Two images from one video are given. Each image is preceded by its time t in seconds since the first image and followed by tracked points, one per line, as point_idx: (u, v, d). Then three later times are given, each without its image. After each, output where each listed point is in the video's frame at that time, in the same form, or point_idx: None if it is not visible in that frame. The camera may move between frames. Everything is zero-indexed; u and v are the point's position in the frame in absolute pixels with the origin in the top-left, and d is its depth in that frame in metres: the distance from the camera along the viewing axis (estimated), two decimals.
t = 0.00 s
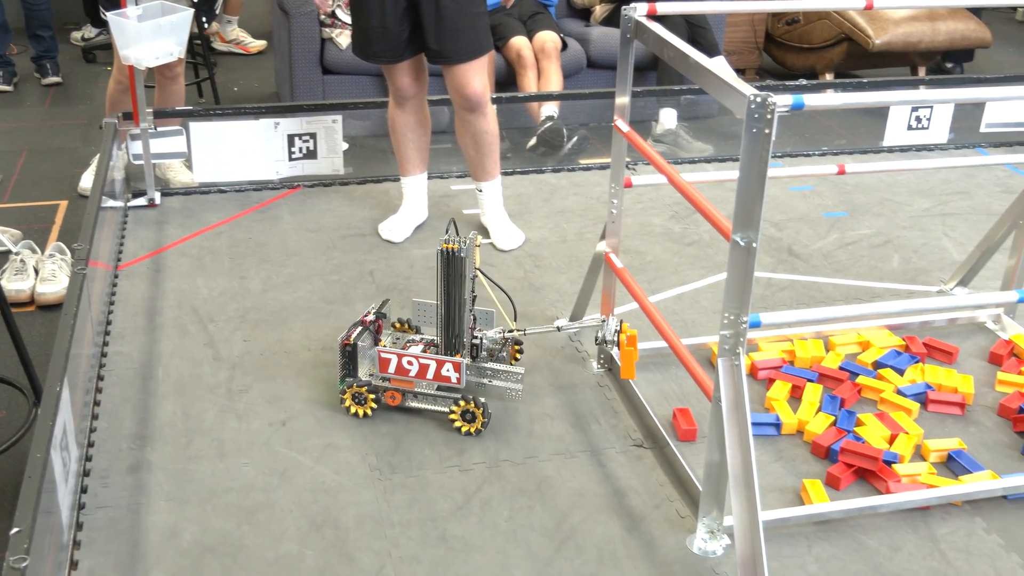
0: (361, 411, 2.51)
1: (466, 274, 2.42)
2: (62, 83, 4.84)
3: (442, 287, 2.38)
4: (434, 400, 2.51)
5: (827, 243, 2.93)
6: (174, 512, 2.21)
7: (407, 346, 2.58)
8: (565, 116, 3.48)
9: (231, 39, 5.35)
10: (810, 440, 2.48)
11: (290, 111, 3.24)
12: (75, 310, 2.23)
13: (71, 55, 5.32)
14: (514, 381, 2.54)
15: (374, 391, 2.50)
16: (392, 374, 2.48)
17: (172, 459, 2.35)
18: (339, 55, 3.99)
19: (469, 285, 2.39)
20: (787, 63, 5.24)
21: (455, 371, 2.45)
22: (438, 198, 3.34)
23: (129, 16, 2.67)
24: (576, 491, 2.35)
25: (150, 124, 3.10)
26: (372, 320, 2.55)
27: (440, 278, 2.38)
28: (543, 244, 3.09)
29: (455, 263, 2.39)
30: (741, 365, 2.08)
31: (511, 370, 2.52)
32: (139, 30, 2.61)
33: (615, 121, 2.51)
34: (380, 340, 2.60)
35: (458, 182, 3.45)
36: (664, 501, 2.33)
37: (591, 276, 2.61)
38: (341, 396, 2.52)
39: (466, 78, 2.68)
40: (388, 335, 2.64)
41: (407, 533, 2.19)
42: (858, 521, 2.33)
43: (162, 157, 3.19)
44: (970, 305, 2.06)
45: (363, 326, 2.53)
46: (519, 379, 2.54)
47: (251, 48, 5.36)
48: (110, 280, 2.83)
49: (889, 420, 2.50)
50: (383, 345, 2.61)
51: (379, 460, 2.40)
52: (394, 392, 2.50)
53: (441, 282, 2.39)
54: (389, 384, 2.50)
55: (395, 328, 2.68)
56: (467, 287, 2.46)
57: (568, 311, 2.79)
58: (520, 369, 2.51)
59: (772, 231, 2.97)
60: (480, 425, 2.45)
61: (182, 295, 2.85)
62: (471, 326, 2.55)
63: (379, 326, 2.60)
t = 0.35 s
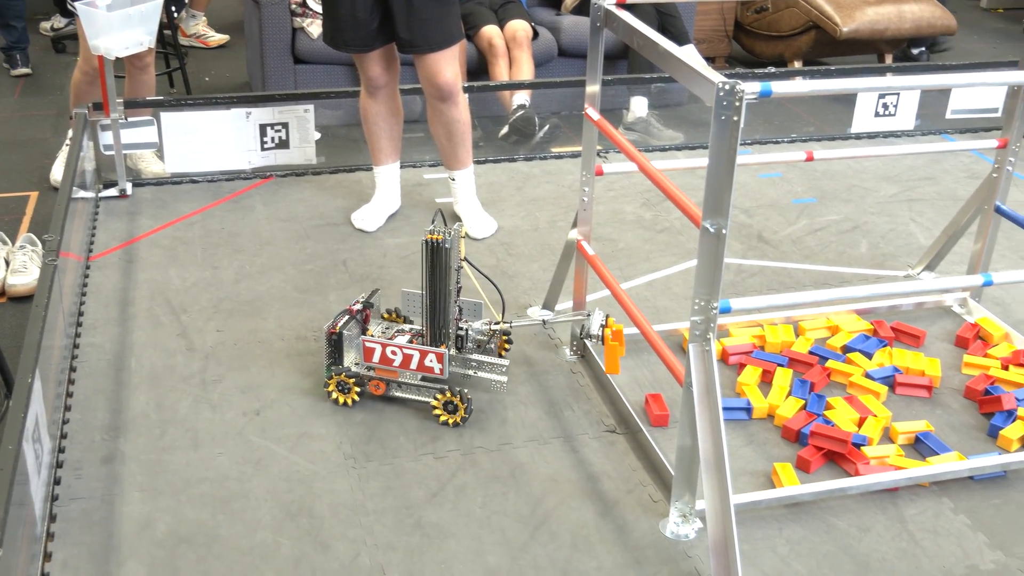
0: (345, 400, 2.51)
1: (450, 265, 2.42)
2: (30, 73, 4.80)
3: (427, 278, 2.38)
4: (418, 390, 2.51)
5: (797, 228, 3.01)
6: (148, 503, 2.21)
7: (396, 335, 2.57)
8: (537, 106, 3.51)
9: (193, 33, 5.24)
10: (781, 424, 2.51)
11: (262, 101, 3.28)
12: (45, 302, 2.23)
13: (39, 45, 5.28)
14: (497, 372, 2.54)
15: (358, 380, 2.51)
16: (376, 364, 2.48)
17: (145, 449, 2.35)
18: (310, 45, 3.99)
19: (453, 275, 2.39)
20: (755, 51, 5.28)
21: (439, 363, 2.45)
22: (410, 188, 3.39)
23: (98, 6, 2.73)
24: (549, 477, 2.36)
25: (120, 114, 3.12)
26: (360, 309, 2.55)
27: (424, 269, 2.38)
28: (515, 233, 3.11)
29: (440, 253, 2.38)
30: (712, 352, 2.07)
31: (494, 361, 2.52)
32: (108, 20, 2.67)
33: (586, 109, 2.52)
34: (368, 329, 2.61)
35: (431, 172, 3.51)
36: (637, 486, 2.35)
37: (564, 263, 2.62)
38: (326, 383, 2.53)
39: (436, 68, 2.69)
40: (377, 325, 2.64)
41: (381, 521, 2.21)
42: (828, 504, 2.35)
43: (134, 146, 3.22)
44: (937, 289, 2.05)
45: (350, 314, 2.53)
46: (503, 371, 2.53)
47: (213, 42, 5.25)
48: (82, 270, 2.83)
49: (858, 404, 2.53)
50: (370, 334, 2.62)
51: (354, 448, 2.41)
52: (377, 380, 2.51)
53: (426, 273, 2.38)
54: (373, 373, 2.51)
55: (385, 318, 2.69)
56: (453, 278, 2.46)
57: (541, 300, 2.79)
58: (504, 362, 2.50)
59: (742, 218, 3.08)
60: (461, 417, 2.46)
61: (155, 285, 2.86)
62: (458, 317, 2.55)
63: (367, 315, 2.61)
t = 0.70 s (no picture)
0: (335, 398, 2.51)
1: (444, 263, 2.41)
2: None
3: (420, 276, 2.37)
4: (410, 389, 2.50)
5: (765, 221, 3.05)
6: (116, 502, 2.19)
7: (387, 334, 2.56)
8: (505, 100, 3.54)
9: (158, 30, 5.21)
10: (749, 415, 2.52)
11: (227, 96, 3.26)
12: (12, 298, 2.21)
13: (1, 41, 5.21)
14: (490, 372, 2.54)
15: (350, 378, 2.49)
16: (367, 362, 2.47)
17: (113, 448, 2.33)
18: (277, 39, 3.97)
19: (445, 272, 2.38)
20: (722, 43, 5.30)
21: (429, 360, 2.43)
22: (378, 182, 3.39)
23: None
24: (520, 471, 2.37)
25: (85, 110, 3.08)
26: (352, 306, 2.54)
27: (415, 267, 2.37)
28: (485, 227, 3.11)
29: (433, 252, 2.37)
30: (681, 343, 2.07)
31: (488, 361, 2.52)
32: (72, 15, 2.66)
33: (554, 103, 2.52)
34: (359, 327, 2.59)
35: (399, 166, 3.52)
36: (607, 479, 2.36)
37: (533, 256, 2.63)
38: (316, 382, 2.52)
39: (404, 64, 2.68)
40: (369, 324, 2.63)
41: (352, 517, 2.20)
42: (797, 493, 2.37)
43: (98, 142, 3.18)
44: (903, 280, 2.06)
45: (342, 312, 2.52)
46: (495, 370, 2.53)
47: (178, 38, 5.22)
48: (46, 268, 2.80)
49: (826, 394, 2.55)
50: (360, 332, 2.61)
51: (324, 444, 2.40)
52: (369, 379, 2.49)
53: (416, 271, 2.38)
54: (365, 371, 2.50)
55: (377, 315, 2.68)
56: (445, 277, 2.45)
57: (510, 293, 2.81)
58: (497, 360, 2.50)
59: (710, 210, 3.09)
60: (451, 417, 2.44)
61: (121, 283, 2.83)
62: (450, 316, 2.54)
63: (358, 313, 2.58)
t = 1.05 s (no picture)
0: (323, 395, 2.51)
1: (433, 261, 2.43)
2: None
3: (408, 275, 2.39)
4: (397, 386, 2.50)
5: (741, 213, 3.06)
6: (92, 502, 2.18)
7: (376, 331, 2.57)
8: (480, 94, 3.53)
9: (130, 27, 5.17)
10: (727, 408, 2.53)
11: (201, 93, 3.25)
12: None
13: None
14: (478, 370, 2.53)
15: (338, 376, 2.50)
16: (354, 359, 2.48)
17: (89, 448, 2.32)
18: (250, 35, 3.95)
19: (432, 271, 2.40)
20: (697, 36, 5.31)
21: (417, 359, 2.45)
22: (354, 178, 3.38)
23: None
24: (499, 465, 2.37)
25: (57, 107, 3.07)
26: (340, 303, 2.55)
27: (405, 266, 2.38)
28: (461, 222, 3.11)
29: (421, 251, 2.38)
30: (657, 336, 2.07)
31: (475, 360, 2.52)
32: (42, 13, 2.67)
33: (529, 97, 2.52)
34: (349, 324, 2.61)
35: (375, 162, 3.51)
36: (586, 472, 2.36)
37: (510, 251, 2.63)
38: (303, 379, 2.52)
39: (378, 60, 2.67)
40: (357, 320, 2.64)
41: (331, 514, 2.20)
42: (775, 484, 2.38)
43: (72, 141, 3.14)
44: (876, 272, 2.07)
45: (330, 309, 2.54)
46: (483, 368, 2.52)
47: (150, 35, 5.18)
48: (19, 267, 2.78)
49: (802, 385, 2.56)
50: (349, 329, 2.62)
51: (302, 441, 2.40)
52: (358, 377, 2.49)
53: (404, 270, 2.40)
54: (353, 367, 2.51)
55: (369, 312, 2.68)
56: (433, 274, 2.47)
57: (488, 288, 2.82)
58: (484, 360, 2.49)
59: (686, 204, 3.11)
60: (437, 414, 2.44)
61: (95, 282, 2.82)
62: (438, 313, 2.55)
63: (347, 310, 2.61)
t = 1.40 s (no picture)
0: (309, 390, 2.49)
1: (418, 254, 2.40)
2: None
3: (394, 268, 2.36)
4: (383, 381, 2.48)
5: (725, 204, 3.06)
6: (74, 500, 2.16)
7: (363, 326, 2.54)
8: (463, 86, 3.54)
9: (109, 19, 5.12)
10: (712, 398, 2.53)
11: (180, 87, 3.23)
12: None
13: None
14: (464, 364, 2.50)
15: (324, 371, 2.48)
16: (340, 354, 2.46)
17: (70, 446, 2.29)
18: (229, 28, 3.92)
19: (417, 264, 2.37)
20: (680, 28, 5.28)
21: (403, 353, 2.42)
22: (335, 172, 3.37)
23: None
24: (484, 459, 2.36)
25: (34, 102, 3.07)
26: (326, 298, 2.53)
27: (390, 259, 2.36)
28: (444, 215, 3.10)
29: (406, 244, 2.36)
30: (642, 327, 2.06)
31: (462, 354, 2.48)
32: (19, 8, 2.68)
33: (512, 89, 2.49)
34: (335, 319, 2.58)
35: (356, 155, 3.49)
36: (572, 465, 2.36)
37: (494, 243, 2.62)
38: (289, 374, 2.50)
39: (358, 53, 2.65)
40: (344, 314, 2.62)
41: (316, 509, 2.18)
42: (760, 475, 2.37)
43: (48, 136, 3.15)
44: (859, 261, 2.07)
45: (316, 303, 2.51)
46: (469, 363, 2.49)
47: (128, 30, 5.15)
48: None
49: (787, 375, 2.56)
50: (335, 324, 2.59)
51: (286, 437, 2.38)
52: (342, 373, 2.48)
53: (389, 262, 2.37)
54: (338, 362, 2.48)
55: (356, 307, 2.66)
56: (419, 268, 2.44)
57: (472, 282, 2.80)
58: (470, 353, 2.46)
59: (670, 194, 3.11)
60: (424, 409, 2.43)
61: (75, 278, 2.79)
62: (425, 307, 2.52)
63: (333, 304, 2.58)
